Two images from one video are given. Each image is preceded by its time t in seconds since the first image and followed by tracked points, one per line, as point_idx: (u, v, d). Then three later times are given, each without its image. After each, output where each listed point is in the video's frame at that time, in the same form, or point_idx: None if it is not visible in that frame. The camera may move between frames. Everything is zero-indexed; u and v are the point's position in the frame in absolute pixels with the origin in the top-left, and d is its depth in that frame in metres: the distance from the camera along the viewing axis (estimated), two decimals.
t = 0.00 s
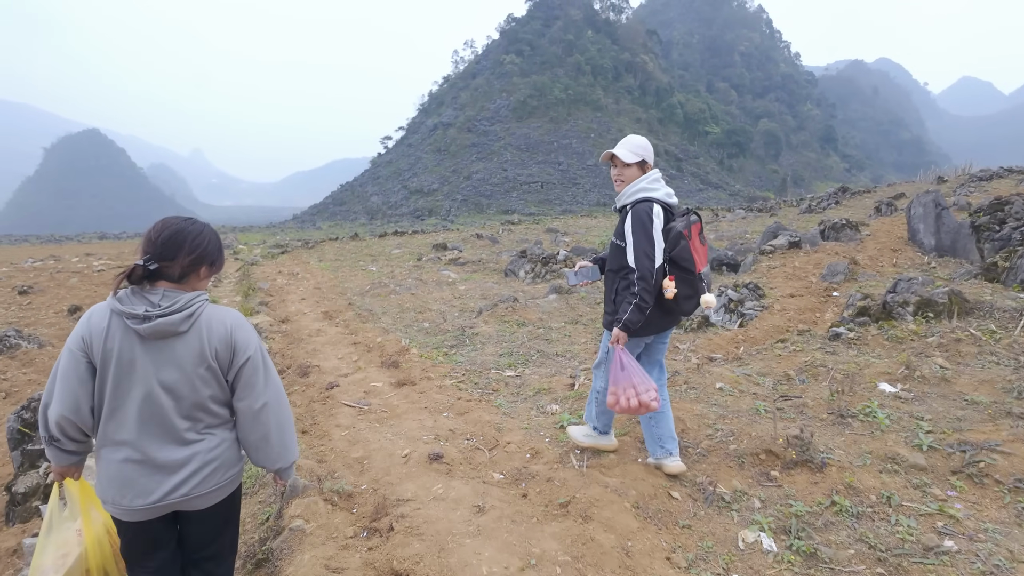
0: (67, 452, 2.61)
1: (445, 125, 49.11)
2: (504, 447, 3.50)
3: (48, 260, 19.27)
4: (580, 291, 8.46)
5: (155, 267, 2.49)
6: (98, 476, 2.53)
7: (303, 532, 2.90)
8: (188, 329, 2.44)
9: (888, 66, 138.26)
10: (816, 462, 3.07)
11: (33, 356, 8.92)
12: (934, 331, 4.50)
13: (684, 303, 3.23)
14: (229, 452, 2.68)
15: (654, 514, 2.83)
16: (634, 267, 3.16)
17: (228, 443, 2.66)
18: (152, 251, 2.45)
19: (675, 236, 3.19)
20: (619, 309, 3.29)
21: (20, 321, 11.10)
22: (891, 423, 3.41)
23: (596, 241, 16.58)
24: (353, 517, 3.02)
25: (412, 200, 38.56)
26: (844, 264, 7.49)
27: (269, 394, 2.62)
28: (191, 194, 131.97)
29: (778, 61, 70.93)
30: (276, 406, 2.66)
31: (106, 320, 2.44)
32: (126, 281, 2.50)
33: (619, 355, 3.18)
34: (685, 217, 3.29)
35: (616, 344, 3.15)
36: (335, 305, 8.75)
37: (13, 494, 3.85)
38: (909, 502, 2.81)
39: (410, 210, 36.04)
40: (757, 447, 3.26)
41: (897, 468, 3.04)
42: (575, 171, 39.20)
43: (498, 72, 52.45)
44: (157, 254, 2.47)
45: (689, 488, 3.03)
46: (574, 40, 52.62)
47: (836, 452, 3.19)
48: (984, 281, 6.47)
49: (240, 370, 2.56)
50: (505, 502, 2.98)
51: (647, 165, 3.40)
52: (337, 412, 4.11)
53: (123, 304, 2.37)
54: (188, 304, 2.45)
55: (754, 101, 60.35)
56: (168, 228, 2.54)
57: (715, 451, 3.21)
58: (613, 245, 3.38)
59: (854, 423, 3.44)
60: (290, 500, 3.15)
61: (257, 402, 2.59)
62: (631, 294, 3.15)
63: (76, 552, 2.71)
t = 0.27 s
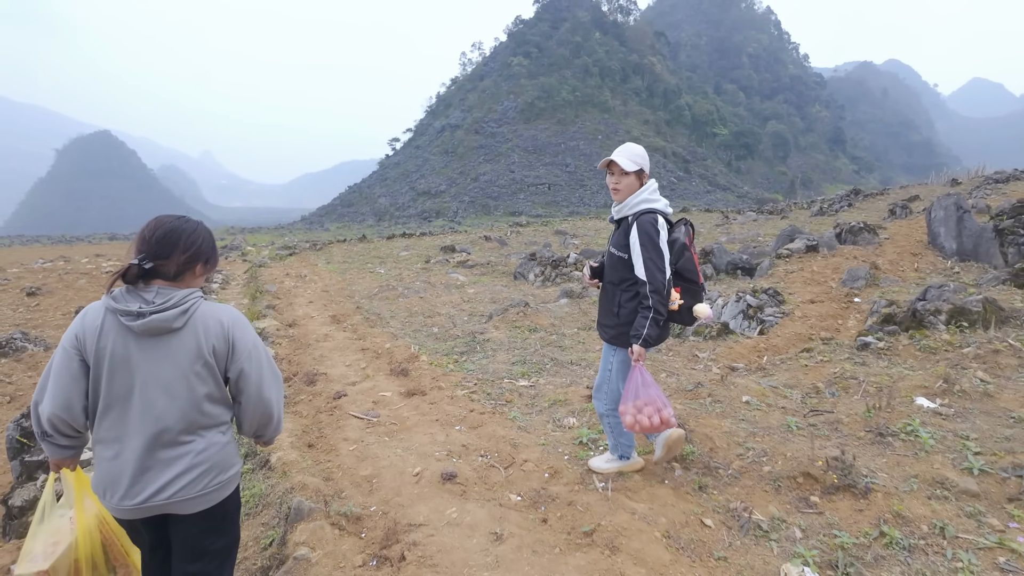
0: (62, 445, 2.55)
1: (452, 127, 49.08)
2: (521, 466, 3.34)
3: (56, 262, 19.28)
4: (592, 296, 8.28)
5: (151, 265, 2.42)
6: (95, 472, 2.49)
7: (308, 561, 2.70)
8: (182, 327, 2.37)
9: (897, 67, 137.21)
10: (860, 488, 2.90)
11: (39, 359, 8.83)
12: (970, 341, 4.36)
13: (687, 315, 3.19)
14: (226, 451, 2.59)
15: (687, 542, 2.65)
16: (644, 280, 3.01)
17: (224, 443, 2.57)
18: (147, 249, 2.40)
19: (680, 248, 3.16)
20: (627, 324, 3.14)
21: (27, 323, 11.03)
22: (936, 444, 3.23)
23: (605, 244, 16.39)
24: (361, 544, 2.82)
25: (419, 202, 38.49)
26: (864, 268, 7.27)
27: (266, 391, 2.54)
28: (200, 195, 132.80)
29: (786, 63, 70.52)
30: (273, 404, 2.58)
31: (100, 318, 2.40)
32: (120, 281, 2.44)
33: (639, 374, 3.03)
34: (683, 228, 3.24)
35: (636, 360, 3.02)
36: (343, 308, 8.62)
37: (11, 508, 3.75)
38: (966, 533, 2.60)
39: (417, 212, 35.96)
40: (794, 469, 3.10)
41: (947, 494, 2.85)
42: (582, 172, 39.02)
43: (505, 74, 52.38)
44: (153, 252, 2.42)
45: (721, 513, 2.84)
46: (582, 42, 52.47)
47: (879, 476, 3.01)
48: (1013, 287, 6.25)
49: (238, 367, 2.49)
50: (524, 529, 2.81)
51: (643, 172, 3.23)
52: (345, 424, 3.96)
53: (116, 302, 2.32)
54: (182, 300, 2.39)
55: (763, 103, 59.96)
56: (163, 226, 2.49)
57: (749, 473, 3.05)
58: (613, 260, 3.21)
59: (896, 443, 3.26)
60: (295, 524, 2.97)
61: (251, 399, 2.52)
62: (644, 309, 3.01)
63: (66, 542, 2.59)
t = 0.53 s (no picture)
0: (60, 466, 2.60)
1: (456, 130, 49.02)
2: (538, 487, 3.17)
3: (60, 264, 19.21)
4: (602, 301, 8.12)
5: (135, 292, 2.39)
6: (90, 493, 2.53)
7: None
8: (169, 352, 2.37)
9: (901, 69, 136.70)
10: (908, 516, 2.72)
11: (40, 364, 8.69)
12: (1004, 352, 4.27)
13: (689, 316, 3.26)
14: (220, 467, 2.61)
15: None
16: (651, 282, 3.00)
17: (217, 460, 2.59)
18: (129, 278, 2.35)
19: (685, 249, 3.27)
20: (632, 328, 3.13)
21: (29, 327, 10.90)
22: (983, 466, 3.07)
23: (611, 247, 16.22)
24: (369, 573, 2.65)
25: (423, 204, 38.38)
26: (882, 273, 7.08)
27: (256, 410, 2.53)
28: (204, 198, 133.23)
29: (790, 65, 70.31)
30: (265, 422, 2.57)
31: (86, 347, 2.40)
32: (106, 306, 2.43)
33: (633, 377, 2.99)
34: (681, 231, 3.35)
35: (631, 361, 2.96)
36: (347, 313, 8.46)
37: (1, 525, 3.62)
38: None
39: (421, 214, 35.85)
40: (835, 494, 2.92)
41: (1002, 523, 2.68)
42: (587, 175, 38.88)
43: (509, 77, 52.32)
44: (136, 279, 2.37)
45: (758, 544, 2.65)
46: (586, 44, 52.35)
47: (927, 503, 2.83)
48: None
49: (226, 389, 2.46)
50: (545, 560, 2.64)
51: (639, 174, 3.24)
52: (350, 439, 3.79)
53: (102, 332, 2.32)
54: (167, 325, 2.37)
55: (767, 105, 59.71)
56: (145, 248, 2.44)
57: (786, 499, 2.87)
58: (621, 260, 3.21)
59: (939, 464, 3.11)
60: (297, 550, 2.79)
61: (245, 419, 2.50)
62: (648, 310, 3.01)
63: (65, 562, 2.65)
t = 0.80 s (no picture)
0: (60, 457, 2.75)
1: (458, 131, 48.90)
2: (555, 504, 3.05)
3: (60, 266, 19.08)
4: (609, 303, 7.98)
5: (133, 285, 2.52)
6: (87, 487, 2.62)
7: None
8: (161, 342, 2.49)
9: (903, 70, 136.35)
10: (955, 539, 2.57)
11: (38, 367, 8.55)
12: None
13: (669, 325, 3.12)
14: (213, 461, 2.70)
15: None
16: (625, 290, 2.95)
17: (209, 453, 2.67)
18: (128, 270, 2.49)
19: (661, 255, 3.09)
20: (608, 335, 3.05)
21: (27, 330, 10.77)
22: None
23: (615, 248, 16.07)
24: None
25: (425, 205, 38.26)
26: (898, 276, 6.92)
27: (246, 404, 2.59)
28: (206, 199, 133.41)
29: (792, 66, 70.16)
30: (258, 417, 2.63)
31: (87, 336, 2.54)
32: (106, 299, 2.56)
33: (610, 383, 2.90)
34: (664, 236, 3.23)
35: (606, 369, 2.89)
36: (351, 316, 8.32)
37: None
38: None
39: (423, 216, 35.71)
40: (874, 515, 2.78)
41: None
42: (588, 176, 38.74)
43: (511, 78, 52.22)
44: (135, 273, 2.51)
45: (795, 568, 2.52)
46: (587, 45, 52.25)
47: (974, 525, 2.69)
48: None
49: (216, 380, 2.55)
50: None
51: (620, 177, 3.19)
52: (356, 450, 3.66)
53: (98, 320, 2.46)
54: (161, 316, 2.49)
55: (769, 106, 59.49)
56: (143, 243, 2.58)
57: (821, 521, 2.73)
58: (597, 267, 3.17)
59: (980, 482, 2.99)
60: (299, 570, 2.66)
61: (237, 414, 2.57)
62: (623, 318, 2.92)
63: (73, 558, 2.79)
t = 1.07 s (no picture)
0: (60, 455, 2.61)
1: (461, 130, 48.78)
2: (574, 517, 2.89)
3: (63, 266, 19.01)
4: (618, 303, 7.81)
5: (136, 281, 2.44)
6: (85, 482, 2.55)
7: None
8: (166, 340, 2.42)
9: (907, 70, 135.80)
10: (1015, 560, 2.39)
11: (38, 367, 8.41)
12: None
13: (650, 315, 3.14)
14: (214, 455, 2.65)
15: None
16: (601, 278, 3.03)
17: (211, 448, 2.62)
18: (131, 266, 2.42)
19: (642, 245, 3.16)
20: (587, 324, 3.12)
21: (28, 329, 10.65)
22: None
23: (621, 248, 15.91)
24: None
25: (428, 205, 38.16)
26: (916, 276, 6.74)
27: (250, 400, 2.55)
28: (210, 199, 133.87)
29: (796, 66, 69.89)
30: (260, 411, 2.59)
31: (87, 332, 2.44)
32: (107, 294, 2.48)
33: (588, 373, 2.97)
34: (649, 225, 3.26)
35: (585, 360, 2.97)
36: (354, 316, 8.17)
37: None
38: None
39: (426, 215, 35.61)
40: (923, 533, 2.61)
41: None
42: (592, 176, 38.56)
43: (514, 78, 52.08)
44: (137, 269, 2.43)
45: None
46: (591, 45, 52.09)
47: None
48: None
49: (220, 376, 2.51)
50: None
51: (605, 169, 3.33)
52: (362, 457, 3.51)
53: (101, 318, 2.38)
54: (166, 314, 2.43)
55: (773, 106, 59.18)
56: (146, 237, 2.50)
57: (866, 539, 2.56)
58: (578, 255, 3.22)
59: None
60: None
61: (242, 411, 2.53)
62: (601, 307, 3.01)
63: (70, 557, 2.68)
